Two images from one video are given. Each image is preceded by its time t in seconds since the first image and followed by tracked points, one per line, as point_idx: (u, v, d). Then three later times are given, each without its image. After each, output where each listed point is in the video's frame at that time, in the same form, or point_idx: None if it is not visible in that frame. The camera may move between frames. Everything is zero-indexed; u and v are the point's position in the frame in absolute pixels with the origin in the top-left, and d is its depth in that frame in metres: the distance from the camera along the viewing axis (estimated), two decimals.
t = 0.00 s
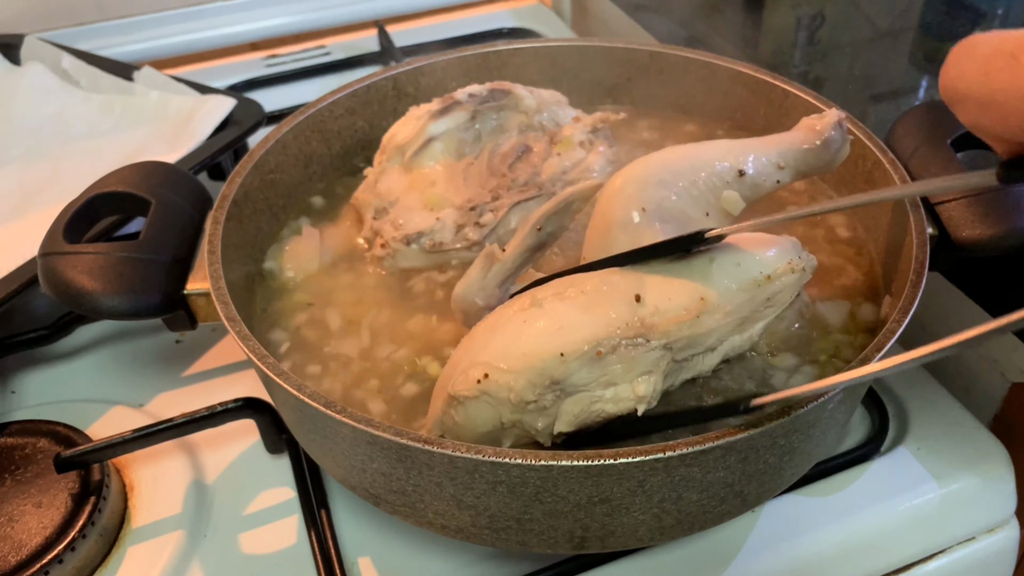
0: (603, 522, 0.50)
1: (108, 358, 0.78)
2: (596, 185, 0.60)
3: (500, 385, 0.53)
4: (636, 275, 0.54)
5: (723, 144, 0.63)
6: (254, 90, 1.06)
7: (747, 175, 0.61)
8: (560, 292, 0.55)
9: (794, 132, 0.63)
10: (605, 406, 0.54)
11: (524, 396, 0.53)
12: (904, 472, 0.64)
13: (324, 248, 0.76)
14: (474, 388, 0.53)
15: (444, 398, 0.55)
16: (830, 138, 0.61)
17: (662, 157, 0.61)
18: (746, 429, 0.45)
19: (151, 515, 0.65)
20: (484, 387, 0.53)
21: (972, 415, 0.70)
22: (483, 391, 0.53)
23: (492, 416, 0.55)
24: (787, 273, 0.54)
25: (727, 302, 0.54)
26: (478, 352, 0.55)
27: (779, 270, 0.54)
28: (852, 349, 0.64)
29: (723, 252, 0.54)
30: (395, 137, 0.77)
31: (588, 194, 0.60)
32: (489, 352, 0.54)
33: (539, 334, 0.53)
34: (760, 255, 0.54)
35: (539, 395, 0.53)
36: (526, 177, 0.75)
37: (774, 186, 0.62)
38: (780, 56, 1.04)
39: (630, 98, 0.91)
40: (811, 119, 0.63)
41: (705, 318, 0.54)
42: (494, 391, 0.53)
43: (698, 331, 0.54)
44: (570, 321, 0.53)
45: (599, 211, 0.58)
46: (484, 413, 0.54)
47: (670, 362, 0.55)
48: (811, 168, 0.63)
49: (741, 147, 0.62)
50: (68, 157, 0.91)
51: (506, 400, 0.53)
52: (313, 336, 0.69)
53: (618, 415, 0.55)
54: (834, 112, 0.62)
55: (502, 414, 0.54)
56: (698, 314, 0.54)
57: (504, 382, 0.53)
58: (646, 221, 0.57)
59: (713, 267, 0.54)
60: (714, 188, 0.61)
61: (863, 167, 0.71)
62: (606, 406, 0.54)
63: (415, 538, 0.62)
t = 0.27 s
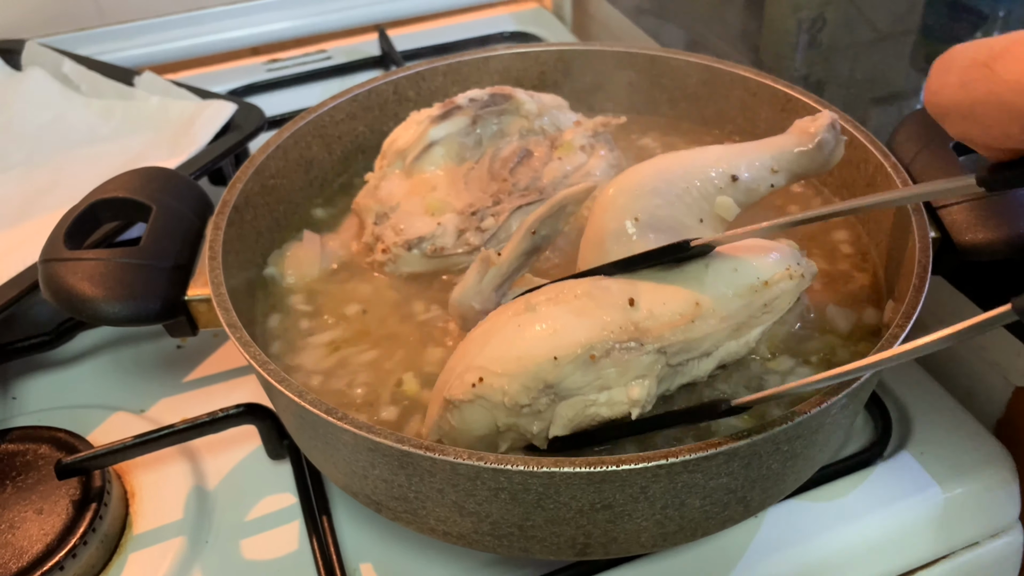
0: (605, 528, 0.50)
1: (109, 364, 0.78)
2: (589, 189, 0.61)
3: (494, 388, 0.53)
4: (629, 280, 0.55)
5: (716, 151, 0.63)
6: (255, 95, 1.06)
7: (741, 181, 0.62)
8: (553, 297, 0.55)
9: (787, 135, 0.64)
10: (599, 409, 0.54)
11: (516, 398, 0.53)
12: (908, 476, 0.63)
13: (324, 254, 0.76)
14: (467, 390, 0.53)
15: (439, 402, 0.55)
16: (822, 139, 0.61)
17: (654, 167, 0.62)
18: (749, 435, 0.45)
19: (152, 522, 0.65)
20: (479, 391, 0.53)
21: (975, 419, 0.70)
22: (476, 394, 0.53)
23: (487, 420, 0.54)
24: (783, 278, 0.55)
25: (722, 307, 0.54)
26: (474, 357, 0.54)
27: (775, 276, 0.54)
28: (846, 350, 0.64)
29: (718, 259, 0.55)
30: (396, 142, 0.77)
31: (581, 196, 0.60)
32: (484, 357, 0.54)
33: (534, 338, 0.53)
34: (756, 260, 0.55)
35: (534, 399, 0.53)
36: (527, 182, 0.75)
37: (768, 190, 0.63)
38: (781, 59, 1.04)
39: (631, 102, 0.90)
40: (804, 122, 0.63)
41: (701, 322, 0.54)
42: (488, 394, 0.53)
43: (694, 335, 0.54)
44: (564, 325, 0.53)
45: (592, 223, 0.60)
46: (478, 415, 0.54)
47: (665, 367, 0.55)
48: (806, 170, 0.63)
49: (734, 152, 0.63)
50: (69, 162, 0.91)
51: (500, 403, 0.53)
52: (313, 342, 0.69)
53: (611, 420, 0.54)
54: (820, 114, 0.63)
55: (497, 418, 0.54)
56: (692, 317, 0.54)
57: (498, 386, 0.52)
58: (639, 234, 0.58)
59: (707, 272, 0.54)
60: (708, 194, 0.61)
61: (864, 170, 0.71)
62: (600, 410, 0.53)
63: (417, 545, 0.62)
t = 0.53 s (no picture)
0: (608, 532, 0.50)
1: (110, 367, 0.78)
2: (585, 188, 0.62)
3: (491, 377, 0.53)
4: (625, 271, 0.55)
5: (715, 153, 0.64)
6: (256, 97, 1.06)
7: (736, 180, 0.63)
8: (550, 287, 0.55)
9: (784, 137, 0.66)
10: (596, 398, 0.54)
11: (513, 386, 0.53)
12: (911, 478, 0.63)
13: (326, 256, 0.76)
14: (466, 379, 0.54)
15: (439, 394, 0.56)
16: (819, 137, 0.64)
17: (652, 166, 0.62)
18: (752, 437, 0.45)
19: (153, 525, 0.65)
20: (477, 380, 0.53)
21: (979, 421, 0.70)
22: (475, 382, 0.53)
23: (485, 410, 0.55)
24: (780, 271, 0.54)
25: (719, 296, 0.54)
26: (472, 346, 0.55)
27: (771, 268, 0.54)
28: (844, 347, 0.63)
29: (714, 252, 0.54)
30: (397, 144, 0.77)
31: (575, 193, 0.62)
32: (482, 346, 0.54)
33: (530, 325, 0.53)
34: (752, 251, 0.54)
35: (530, 386, 0.53)
36: (528, 184, 0.75)
37: (766, 190, 0.64)
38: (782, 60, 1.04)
39: (632, 104, 0.90)
40: (799, 125, 0.65)
41: (697, 311, 0.54)
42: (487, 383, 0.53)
43: (690, 323, 0.54)
44: (559, 313, 0.53)
45: (592, 223, 0.59)
46: (477, 405, 0.54)
47: (660, 355, 0.54)
48: (802, 170, 0.65)
49: (732, 153, 0.64)
50: (70, 165, 0.91)
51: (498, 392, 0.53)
52: (315, 345, 0.69)
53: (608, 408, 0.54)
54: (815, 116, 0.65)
55: (494, 408, 0.54)
56: (689, 305, 0.53)
57: (494, 374, 0.53)
58: (638, 228, 0.57)
59: (703, 263, 0.54)
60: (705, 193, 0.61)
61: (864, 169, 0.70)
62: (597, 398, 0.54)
63: (419, 548, 0.61)
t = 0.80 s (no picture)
0: (608, 534, 0.49)
1: (110, 369, 0.78)
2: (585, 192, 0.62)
3: (483, 392, 0.53)
4: (623, 290, 0.55)
5: (714, 156, 0.64)
6: (256, 99, 1.06)
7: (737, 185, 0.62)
8: (544, 303, 0.55)
9: (788, 139, 0.64)
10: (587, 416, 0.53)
11: (505, 402, 0.53)
12: (913, 480, 0.63)
13: (326, 259, 0.76)
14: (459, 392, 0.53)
15: (431, 403, 0.55)
16: (823, 143, 0.62)
17: (651, 171, 0.62)
18: (753, 439, 0.45)
19: (153, 527, 0.65)
20: (469, 393, 0.53)
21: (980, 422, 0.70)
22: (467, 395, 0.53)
23: (476, 423, 0.55)
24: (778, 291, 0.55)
25: (713, 319, 0.54)
26: (467, 358, 0.55)
27: (769, 288, 0.55)
28: (839, 354, 0.64)
29: (713, 272, 0.55)
30: (397, 145, 0.77)
31: (576, 199, 0.62)
32: (475, 359, 0.54)
33: (524, 343, 0.53)
34: (750, 275, 0.55)
35: (521, 404, 0.53)
36: (528, 185, 0.75)
37: (767, 195, 0.63)
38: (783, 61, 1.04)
39: (632, 105, 0.90)
40: (803, 125, 0.64)
41: (691, 333, 0.54)
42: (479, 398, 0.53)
43: (684, 346, 0.54)
44: (552, 332, 0.53)
45: (589, 228, 0.59)
46: (468, 417, 0.54)
47: (653, 377, 0.54)
48: (808, 174, 0.63)
49: (733, 156, 0.63)
50: (70, 167, 0.91)
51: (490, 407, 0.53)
52: (315, 347, 0.69)
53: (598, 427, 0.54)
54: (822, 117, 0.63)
55: (485, 421, 0.54)
56: (684, 329, 0.54)
57: (487, 389, 0.53)
58: (637, 236, 0.57)
59: (700, 285, 0.54)
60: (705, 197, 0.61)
61: (865, 171, 0.70)
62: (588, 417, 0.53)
63: (419, 550, 0.61)
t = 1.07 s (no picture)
0: (608, 536, 0.50)
1: (111, 373, 0.78)
2: (579, 196, 0.60)
3: (475, 393, 0.53)
4: (613, 295, 0.55)
5: (713, 159, 0.64)
6: (256, 103, 1.06)
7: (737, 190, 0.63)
8: (536, 305, 0.55)
9: (789, 142, 0.64)
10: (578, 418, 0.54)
11: (496, 403, 0.53)
12: (913, 482, 0.63)
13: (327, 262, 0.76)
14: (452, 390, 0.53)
15: (425, 403, 0.55)
16: (822, 148, 0.62)
17: (650, 175, 0.62)
18: (752, 441, 0.45)
19: (155, 531, 0.65)
20: (460, 394, 0.53)
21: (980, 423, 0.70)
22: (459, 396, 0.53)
23: (469, 423, 0.54)
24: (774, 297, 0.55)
25: (705, 324, 0.54)
26: (461, 357, 0.55)
27: (763, 295, 0.55)
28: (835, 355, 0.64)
29: (706, 278, 0.55)
30: (397, 149, 0.77)
31: (569, 202, 0.60)
32: (468, 360, 0.54)
33: (515, 345, 0.53)
34: (743, 280, 0.55)
35: (512, 405, 0.53)
36: (528, 189, 0.75)
37: (767, 199, 0.64)
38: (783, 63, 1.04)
39: (632, 108, 0.90)
40: (806, 128, 0.64)
41: (681, 337, 0.54)
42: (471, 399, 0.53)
43: (674, 349, 0.54)
44: (544, 334, 0.53)
45: (587, 231, 0.60)
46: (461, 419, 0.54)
47: (643, 380, 0.54)
48: (805, 178, 0.64)
49: (734, 159, 0.64)
50: (71, 172, 0.91)
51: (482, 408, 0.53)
52: (316, 351, 0.69)
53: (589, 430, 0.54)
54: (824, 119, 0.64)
55: (477, 422, 0.54)
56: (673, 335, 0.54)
57: (478, 390, 0.53)
58: (635, 242, 0.57)
59: (691, 289, 0.54)
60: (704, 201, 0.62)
61: (865, 173, 0.71)
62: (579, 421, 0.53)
63: (420, 553, 0.61)
